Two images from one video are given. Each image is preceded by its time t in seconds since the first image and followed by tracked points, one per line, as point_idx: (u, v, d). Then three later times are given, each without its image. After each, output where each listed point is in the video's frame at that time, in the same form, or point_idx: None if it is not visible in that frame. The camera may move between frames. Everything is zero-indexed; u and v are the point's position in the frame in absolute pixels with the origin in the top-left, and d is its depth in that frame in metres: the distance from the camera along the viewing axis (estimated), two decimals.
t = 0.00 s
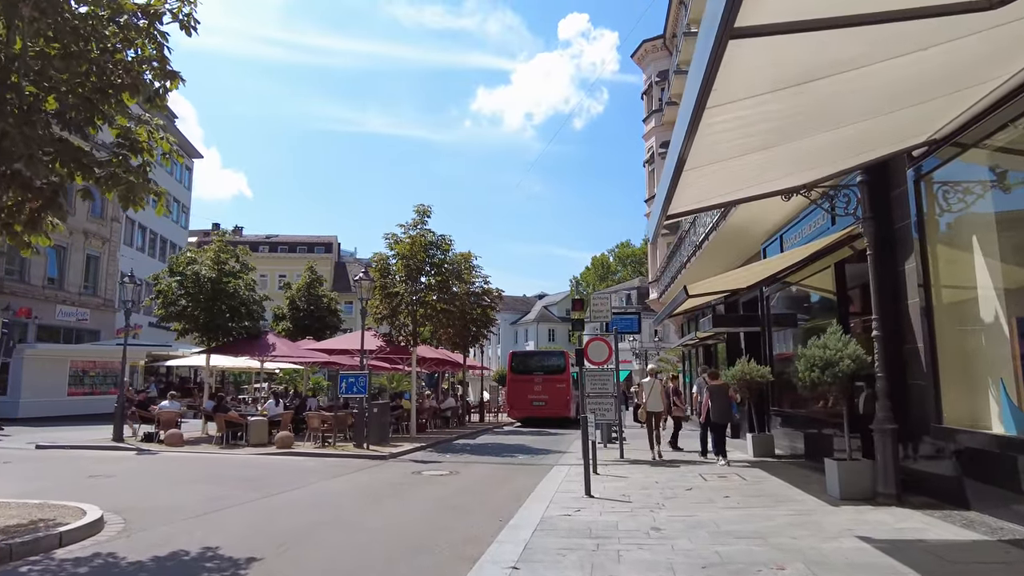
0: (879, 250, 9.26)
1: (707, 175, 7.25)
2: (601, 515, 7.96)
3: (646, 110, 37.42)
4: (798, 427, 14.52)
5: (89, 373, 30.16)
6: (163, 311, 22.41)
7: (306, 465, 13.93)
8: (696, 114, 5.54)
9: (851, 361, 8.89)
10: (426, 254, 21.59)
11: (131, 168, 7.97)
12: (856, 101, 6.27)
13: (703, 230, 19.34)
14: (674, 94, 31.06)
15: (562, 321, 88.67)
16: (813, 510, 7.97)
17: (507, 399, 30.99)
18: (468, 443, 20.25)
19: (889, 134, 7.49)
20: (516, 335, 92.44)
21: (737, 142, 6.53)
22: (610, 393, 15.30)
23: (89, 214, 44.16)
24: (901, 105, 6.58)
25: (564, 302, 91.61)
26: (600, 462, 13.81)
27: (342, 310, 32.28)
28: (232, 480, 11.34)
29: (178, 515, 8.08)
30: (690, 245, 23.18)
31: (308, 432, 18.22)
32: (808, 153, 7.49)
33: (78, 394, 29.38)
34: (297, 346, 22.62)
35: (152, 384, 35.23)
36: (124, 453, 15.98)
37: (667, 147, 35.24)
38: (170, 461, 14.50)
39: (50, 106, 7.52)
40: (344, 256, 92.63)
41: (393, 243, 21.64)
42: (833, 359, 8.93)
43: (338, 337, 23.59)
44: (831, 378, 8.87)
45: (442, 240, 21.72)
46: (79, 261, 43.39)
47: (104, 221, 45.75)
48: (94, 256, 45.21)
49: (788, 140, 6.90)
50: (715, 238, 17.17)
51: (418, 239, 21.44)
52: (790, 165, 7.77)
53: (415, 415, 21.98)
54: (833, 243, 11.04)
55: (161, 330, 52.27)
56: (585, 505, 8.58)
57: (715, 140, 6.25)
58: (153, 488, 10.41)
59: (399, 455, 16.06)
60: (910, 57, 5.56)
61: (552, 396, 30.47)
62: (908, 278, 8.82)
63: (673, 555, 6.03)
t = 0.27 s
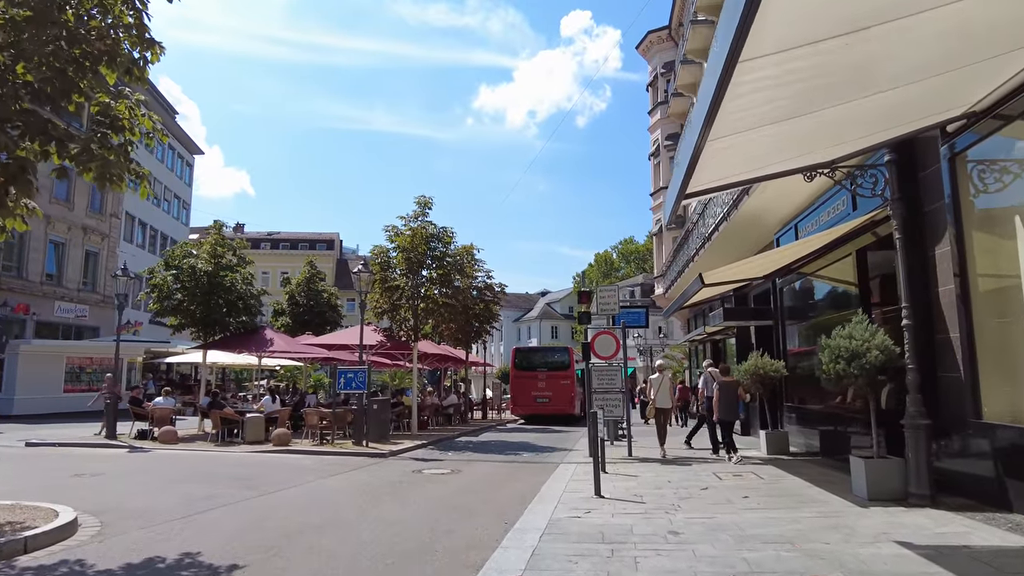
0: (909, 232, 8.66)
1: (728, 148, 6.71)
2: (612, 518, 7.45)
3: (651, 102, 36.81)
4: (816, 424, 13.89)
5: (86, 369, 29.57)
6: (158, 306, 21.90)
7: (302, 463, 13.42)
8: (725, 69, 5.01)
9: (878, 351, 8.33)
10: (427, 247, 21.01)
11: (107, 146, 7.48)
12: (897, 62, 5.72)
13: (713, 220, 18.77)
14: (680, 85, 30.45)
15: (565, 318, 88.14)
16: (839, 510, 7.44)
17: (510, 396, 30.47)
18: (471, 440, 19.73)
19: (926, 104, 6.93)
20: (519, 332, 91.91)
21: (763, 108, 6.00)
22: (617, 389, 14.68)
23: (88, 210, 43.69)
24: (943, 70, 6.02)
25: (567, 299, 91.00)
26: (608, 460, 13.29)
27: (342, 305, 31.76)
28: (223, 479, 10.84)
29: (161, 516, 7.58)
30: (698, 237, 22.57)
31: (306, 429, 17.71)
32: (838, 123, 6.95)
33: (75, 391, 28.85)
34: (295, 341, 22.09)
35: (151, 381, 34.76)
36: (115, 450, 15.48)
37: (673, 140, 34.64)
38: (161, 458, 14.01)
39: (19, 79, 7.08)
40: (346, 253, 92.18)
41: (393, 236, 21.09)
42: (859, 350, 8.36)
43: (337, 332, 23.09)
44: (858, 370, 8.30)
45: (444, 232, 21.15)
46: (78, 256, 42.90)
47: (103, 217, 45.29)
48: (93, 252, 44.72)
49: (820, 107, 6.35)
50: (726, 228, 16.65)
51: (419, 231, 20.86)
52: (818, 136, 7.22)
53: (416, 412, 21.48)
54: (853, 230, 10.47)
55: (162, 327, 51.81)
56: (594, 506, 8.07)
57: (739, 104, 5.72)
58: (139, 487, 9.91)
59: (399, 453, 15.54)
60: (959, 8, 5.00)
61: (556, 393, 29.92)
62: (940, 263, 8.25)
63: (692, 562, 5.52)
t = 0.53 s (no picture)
0: (951, 223, 8.09)
1: (765, 127, 6.17)
2: (635, 530, 6.94)
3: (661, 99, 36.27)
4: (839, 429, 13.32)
5: (90, 369, 29.18)
6: (160, 305, 21.49)
7: (305, 466, 12.95)
8: (775, 30, 4.46)
9: (919, 351, 7.75)
10: (434, 244, 20.52)
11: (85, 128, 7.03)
12: (954, 30, 5.16)
13: (729, 216, 18.23)
14: (691, 80, 29.91)
15: (572, 318, 87.59)
16: (881, 523, 6.89)
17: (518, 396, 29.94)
18: (479, 442, 19.24)
19: (979, 79, 6.36)
20: (526, 332, 91.40)
21: (806, 81, 5.47)
22: (630, 392, 14.05)
23: (93, 209, 43.45)
24: (1004, 39, 5.48)
25: (574, 299, 90.41)
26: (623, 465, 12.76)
27: (348, 304, 31.33)
28: (222, 484, 10.37)
29: (152, 527, 7.10)
30: (711, 234, 22.02)
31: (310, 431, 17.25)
32: (882, 100, 6.39)
33: (78, 391, 28.48)
34: (298, 341, 21.62)
35: (155, 381, 34.41)
36: (114, 453, 15.05)
37: (683, 136, 34.09)
38: (160, 461, 13.55)
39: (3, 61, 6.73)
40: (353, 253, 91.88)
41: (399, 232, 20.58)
42: (897, 350, 7.78)
43: (342, 331, 22.63)
44: (896, 371, 7.73)
45: (451, 229, 20.66)
46: (83, 256, 42.63)
47: (109, 216, 45.04)
48: (98, 251, 44.44)
49: (866, 82, 5.80)
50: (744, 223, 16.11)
51: (426, 228, 20.38)
52: (859, 117, 6.68)
53: (422, 413, 20.98)
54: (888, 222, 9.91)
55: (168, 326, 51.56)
56: (614, 517, 7.55)
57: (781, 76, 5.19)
58: (134, 493, 9.45)
59: (405, 456, 15.06)
60: None
61: (564, 393, 29.37)
62: (984, 257, 7.67)
63: None
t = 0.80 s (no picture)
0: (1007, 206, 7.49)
1: (813, 96, 5.66)
2: (669, 539, 6.45)
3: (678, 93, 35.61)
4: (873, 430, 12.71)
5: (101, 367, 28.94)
6: (170, 301, 21.18)
7: (318, 466, 12.56)
8: None
9: (976, 347, 7.13)
10: (447, 239, 20.07)
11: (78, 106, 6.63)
12: None
13: (752, 208, 17.67)
14: (710, 72, 29.27)
15: (585, 317, 86.93)
16: (938, 532, 6.35)
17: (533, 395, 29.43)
18: (494, 443, 18.79)
19: None
20: (539, 331, 90.84)
21: (862, 40, 4.96)
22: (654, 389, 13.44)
23: (107, 207, 43.41)
24: None
25: (587, 298, 89.71)
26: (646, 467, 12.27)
27: (360, 302, 30.97)
28: (231, 485, 9.99)
29: (154, 531, 6.70)
30: (733, 229, 21.40)
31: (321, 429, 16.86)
32: (940, 67, 5.86)
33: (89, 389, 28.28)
34: (310, 338, 21.23)
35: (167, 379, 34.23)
36: (122, 452, 14.70)
37: (701, 131, 33.44)
38: (168, 461, 13.19)
39: None
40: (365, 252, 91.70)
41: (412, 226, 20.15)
42: (952, 346, 7.17)
43: (355, 329, 22.23)
44: (951, 368, 7.12)
45: (465, 223, 20.17)
46: (97, 254, 42.58)
47: (122, 214, 44.99)
48: (111, 249, 44.37)
49: (927, 43, 5.28)
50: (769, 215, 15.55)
51: (439, 223, 19.93)
52: (913, 87, 6.15)
53: (436, 412, 20.54)
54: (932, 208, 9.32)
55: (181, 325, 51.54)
56: (645, 524, 7.07)
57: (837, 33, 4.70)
58: (138, 494, 9.07)
59: (420, 456, 14.63)
60: None
61: (580, 392, 28.82)
62: None
63: None
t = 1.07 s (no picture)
0: None
1: (869, 65, 5.09)
2: (704, 555, 5.92)
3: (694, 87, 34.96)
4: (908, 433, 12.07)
5: (112, 366, 28.69)
6: (178, 299, 20.85)
7: (328, 469, 12.12)
8: None
9: None
10: (460, 235, 19.56)
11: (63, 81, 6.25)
12: None
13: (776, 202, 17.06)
14: (728, 65, 28.63)
15: (598, 317, 86.27)
16: (1003, 549, 5.77)
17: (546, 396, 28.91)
18: (509, 445, 18.31)
19: None
20: (551, 331, 90.31)
21: None
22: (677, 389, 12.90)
23: (119, 206, 43.32)
24: None
25: (599, 297, 89.09)
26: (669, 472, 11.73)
27: (372, 300, 30.57)
28: (236, 490, 9.55)
29: (151, 543, 6.27)
30: (753, 226, 20.75)
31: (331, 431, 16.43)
32: (1010, 32, 5.28)
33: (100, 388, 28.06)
34: (319, 337, 20.83)
35: (178, 379, 34.02)
36: (127, 453, 14.32)
37: (717, 126, 32.80)
38: (172, 463, 12.76)
39: None
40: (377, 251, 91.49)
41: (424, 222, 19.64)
42: (1013, 344, 6.55)
43: (365, 327, 21.80)
44: (1011, 369, 6.52)
45: (478, 220, 19.66)
46: (109, 253, 42.50)
47: (134, 213, 44.90)
48: (123, 248, 44.26)
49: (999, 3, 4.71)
50: (795, 208, 14.95)
51: (451, 219, 19.41)
52: (977, 56, 5.56)
53: (448, 412, 20.07)
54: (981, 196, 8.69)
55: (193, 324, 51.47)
56: (676, 538, 6.54)
57: None
58: (138, 500, 8.64)
59: (432, 459, 14.13)
60: None
61: (595, 393, 28.27)
62: None
63: None
